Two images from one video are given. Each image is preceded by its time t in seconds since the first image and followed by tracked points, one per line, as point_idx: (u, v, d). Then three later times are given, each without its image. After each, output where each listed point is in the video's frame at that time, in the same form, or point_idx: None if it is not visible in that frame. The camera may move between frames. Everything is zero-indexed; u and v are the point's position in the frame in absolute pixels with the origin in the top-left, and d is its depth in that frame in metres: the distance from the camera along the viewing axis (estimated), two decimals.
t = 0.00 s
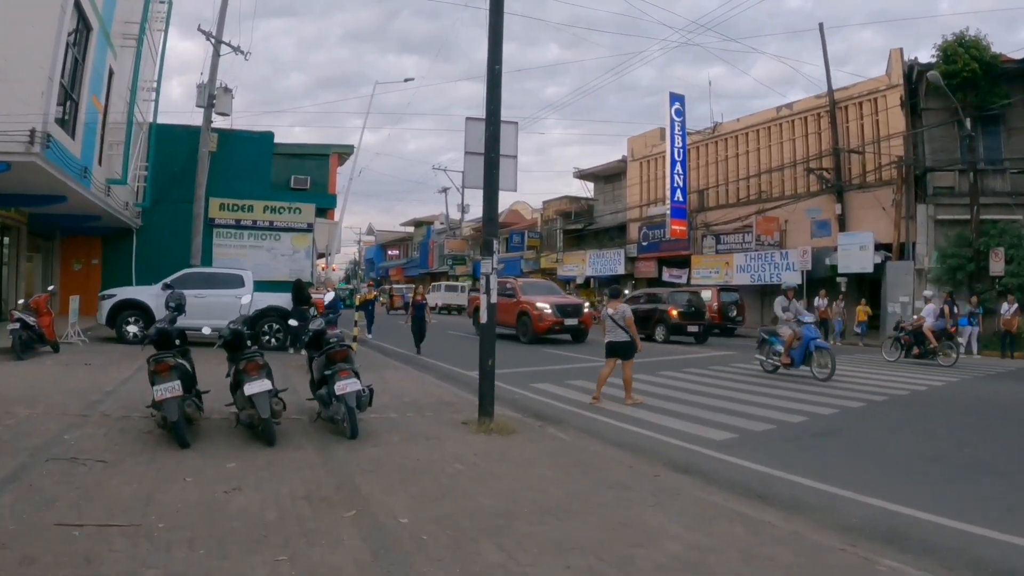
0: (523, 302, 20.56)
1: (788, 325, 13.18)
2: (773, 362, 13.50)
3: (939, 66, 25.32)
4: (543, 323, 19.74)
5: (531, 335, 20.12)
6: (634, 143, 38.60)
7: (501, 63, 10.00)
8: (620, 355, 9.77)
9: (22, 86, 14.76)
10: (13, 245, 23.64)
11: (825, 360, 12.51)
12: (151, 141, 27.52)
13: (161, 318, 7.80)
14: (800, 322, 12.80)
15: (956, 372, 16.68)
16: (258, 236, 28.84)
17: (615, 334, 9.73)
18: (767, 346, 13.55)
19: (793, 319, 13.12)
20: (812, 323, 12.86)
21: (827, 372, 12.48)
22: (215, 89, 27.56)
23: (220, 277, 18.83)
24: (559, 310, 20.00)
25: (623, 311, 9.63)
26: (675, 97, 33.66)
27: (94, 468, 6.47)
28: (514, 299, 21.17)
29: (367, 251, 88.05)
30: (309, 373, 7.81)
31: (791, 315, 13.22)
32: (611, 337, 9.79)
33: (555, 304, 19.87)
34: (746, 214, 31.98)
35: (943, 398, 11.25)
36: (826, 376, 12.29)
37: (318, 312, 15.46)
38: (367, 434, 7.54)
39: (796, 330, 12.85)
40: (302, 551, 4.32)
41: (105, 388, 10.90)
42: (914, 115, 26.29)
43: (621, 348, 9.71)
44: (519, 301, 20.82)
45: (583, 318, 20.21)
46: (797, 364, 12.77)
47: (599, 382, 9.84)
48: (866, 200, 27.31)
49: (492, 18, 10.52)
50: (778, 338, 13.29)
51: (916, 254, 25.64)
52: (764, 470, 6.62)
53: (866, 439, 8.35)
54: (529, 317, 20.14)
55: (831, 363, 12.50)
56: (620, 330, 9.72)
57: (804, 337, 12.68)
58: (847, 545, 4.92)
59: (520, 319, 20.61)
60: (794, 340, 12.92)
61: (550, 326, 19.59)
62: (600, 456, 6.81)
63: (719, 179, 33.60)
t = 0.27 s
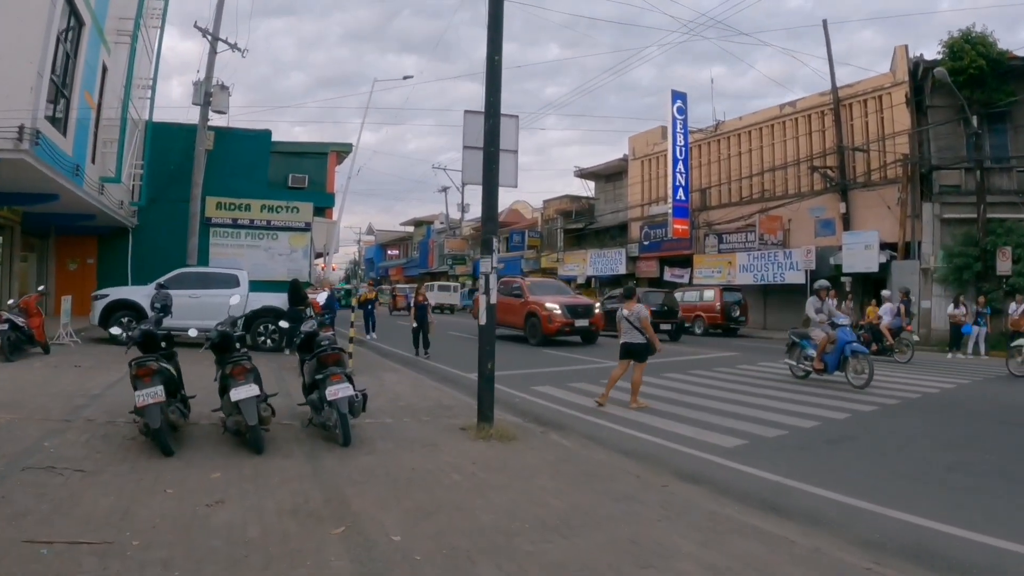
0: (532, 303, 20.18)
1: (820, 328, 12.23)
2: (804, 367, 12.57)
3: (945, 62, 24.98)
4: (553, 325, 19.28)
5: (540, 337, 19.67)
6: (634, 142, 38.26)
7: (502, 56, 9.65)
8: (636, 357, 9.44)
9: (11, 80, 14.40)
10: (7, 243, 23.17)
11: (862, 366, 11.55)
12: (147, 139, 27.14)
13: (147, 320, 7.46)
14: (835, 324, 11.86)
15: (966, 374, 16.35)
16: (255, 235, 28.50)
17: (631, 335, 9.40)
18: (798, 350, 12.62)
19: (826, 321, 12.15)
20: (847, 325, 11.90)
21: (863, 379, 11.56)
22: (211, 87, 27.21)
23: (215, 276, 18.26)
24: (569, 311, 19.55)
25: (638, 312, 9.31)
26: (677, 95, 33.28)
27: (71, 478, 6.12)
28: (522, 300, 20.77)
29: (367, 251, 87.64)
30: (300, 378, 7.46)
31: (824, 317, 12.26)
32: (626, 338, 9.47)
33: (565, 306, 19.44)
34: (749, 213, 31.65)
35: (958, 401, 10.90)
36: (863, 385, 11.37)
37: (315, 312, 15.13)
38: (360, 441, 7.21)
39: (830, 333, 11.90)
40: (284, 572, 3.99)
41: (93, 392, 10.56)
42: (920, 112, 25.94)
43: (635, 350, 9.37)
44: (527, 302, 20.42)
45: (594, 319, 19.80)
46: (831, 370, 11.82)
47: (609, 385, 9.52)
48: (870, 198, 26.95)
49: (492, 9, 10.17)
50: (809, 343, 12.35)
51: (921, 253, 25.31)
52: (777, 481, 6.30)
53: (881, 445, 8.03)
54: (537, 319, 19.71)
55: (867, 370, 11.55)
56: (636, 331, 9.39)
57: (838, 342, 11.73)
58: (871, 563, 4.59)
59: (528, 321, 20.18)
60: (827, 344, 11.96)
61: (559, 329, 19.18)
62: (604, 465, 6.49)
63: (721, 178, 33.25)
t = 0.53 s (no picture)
0: (541, 304, 19.79)
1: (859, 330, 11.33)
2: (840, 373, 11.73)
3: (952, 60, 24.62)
4: (564, 327, 18.87)
5: (551, 340, 19.26)
6: (636, 142, 37.89)
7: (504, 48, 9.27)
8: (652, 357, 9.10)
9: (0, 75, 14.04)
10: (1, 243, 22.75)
11: (906, 373, 10.73)
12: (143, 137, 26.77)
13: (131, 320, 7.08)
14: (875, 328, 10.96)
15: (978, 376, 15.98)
16: (253, 235, 28.14)
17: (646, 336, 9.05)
18: (834, 355, 11.77)
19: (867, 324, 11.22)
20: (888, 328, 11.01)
21: (907, 388, 10.73)
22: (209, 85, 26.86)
23: (207, 275, 17.65)
24: (581, 313, 19.15)
25: (656, 312, 8.97)
26: (680, 94, 32.91)
27: (45, 489, 5.75)
28: (530, 301, 20.37)
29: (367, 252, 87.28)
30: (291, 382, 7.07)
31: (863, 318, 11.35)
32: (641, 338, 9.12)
33: (577, 308, 19.03)
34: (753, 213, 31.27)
35: (976, 405, 10.52)
36: (908, 395, 10.57)
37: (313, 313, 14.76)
38: (355, 449, 6.82)
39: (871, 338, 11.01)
40: None
41: (79, 395, 10.17)
42: (927, 111, 25.56)
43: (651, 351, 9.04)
44: (536, 303, 20.03)
45: (606, 320, 19.42)
46: (872, 378, 11.01)
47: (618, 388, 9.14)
48: (877, 198, 26.56)
49: None
50: (847, 347, 11.48)
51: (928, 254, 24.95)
52: (796, 493, 5.92)
53: (903, 453, 7.66)
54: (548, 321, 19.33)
55: (912, 378, 10.74)
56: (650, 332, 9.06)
57: (880, 348, 10.88)
58: None
59: (537, 323, 19.79)
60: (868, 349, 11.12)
61: (571, 331, 18.77)
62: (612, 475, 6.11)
63: (725, 178, 32.88)
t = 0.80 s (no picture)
0: (554, 307, 19.42)
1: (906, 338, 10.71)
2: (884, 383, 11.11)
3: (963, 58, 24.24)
4: (579, 330, 18.53)
5: (564, 344, 18.91)
6: (642, 142, 37.54)
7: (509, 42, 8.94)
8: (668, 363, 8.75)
9: None
10: None
11: (956, 384, 10.09)
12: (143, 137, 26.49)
13: (119, 324, 6.78)
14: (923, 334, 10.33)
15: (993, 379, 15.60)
16: (255, 235, 27.84)
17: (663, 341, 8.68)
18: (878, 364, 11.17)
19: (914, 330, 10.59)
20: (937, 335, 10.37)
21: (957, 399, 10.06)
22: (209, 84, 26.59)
23: (207, 277, 17.30)
24: (597, 315, 18.81)
25: (677, 315, 8.66)
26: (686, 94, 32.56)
27: (23, 503, 5.43)
28: (542, 303, 20.03)
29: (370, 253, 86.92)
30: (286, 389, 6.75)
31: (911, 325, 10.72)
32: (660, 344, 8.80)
33: (592, 310, 18.69)
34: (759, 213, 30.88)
35: (996, 411, 10.16)
36: (958, 407, 9.93)
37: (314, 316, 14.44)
38: (352, 460, 6.49)
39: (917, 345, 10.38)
40: None
41: (71, 401, 9.87)
42: (936, 111, 25.17)
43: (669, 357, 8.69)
44: (547, 305, 19.71)
45: (622, 324, 19.10)
46: (919, 388, 10.40)
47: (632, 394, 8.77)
48: (886, 199, 26.16)
49: None
50: (891, 354, 10.88)
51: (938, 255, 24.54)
52: (819, 508, 5.57)
53: (926, 463, 7.29)
54: (561, 324, 18.98)
55: (963, 389, 10.06)
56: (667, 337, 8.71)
57: (927, 356, 10.26)
58: None
59: (550, 326, 19.48)
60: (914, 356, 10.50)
61: (586, 334, 18.42)
62: (622, 488, 5.77)
63: (731, 178, 32.51)
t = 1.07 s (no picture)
0: (567, 306, 18.96)
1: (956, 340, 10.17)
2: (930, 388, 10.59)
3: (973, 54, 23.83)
4: (592, 331, 18.10)
5: (577, 344, 18.51)
6: (646, 140, 37.13)
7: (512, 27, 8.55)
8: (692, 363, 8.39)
9: None
10: None
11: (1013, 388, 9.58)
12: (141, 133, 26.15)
13: (100, 320, 6.43)
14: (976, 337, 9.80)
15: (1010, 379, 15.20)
16: (254, 233, 27.49)
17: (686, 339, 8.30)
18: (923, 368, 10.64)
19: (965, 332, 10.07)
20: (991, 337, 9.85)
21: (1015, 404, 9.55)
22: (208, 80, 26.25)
23: (205, 274, 16.95)
24: (611, 315, 18.41)
25: (699, 312, 8.30)
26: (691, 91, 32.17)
27: None
28: (553, 302, 19.62)
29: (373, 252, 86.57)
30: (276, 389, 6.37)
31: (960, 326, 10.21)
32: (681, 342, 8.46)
33: (605, 309, 18.27)
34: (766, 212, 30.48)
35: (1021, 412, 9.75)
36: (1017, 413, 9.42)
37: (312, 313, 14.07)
38: (346, 464, 6.12)
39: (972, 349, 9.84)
40: None
41: (58, 401, 9.50)
42: (946, 107, 24.75)
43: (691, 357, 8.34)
44: (559, 305, 19.30)
45: (637, 324, 18.69)
46: (972, 394, 9.90)
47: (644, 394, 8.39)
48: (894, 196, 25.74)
49: None
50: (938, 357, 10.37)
51: (948, 254, 24.12)
52: (844, 518, 5.18)
53: (952, 466, 6.90)
54: (574, 323, 18.57)
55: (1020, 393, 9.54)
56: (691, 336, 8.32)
57: (982, 359, 9.74)
58: None
59: (561, 326, 19.07)
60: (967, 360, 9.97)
61: (598, 335, 18.01)
62: (634, 494, 5.37)
63: (737, 176, 32.11)
